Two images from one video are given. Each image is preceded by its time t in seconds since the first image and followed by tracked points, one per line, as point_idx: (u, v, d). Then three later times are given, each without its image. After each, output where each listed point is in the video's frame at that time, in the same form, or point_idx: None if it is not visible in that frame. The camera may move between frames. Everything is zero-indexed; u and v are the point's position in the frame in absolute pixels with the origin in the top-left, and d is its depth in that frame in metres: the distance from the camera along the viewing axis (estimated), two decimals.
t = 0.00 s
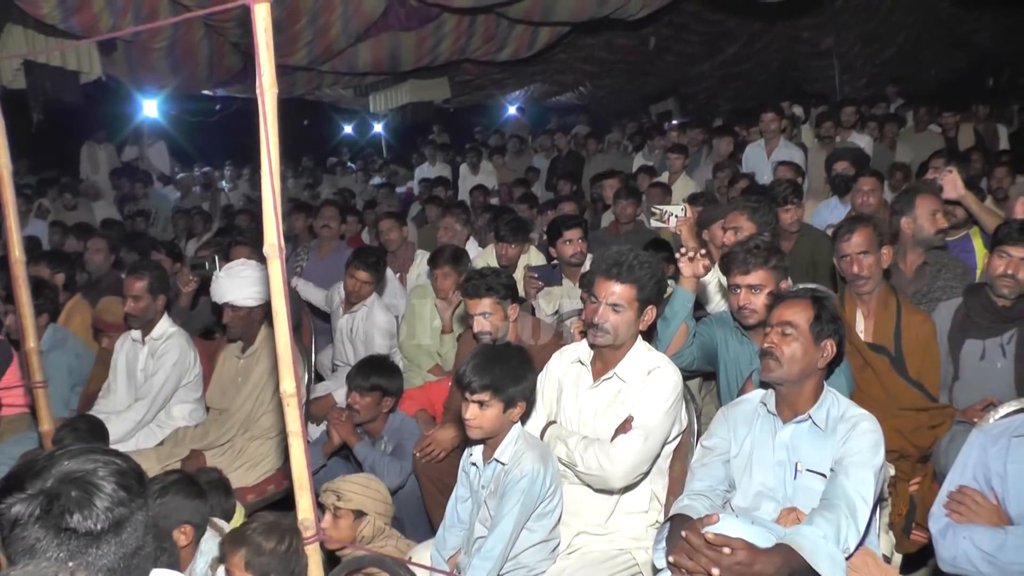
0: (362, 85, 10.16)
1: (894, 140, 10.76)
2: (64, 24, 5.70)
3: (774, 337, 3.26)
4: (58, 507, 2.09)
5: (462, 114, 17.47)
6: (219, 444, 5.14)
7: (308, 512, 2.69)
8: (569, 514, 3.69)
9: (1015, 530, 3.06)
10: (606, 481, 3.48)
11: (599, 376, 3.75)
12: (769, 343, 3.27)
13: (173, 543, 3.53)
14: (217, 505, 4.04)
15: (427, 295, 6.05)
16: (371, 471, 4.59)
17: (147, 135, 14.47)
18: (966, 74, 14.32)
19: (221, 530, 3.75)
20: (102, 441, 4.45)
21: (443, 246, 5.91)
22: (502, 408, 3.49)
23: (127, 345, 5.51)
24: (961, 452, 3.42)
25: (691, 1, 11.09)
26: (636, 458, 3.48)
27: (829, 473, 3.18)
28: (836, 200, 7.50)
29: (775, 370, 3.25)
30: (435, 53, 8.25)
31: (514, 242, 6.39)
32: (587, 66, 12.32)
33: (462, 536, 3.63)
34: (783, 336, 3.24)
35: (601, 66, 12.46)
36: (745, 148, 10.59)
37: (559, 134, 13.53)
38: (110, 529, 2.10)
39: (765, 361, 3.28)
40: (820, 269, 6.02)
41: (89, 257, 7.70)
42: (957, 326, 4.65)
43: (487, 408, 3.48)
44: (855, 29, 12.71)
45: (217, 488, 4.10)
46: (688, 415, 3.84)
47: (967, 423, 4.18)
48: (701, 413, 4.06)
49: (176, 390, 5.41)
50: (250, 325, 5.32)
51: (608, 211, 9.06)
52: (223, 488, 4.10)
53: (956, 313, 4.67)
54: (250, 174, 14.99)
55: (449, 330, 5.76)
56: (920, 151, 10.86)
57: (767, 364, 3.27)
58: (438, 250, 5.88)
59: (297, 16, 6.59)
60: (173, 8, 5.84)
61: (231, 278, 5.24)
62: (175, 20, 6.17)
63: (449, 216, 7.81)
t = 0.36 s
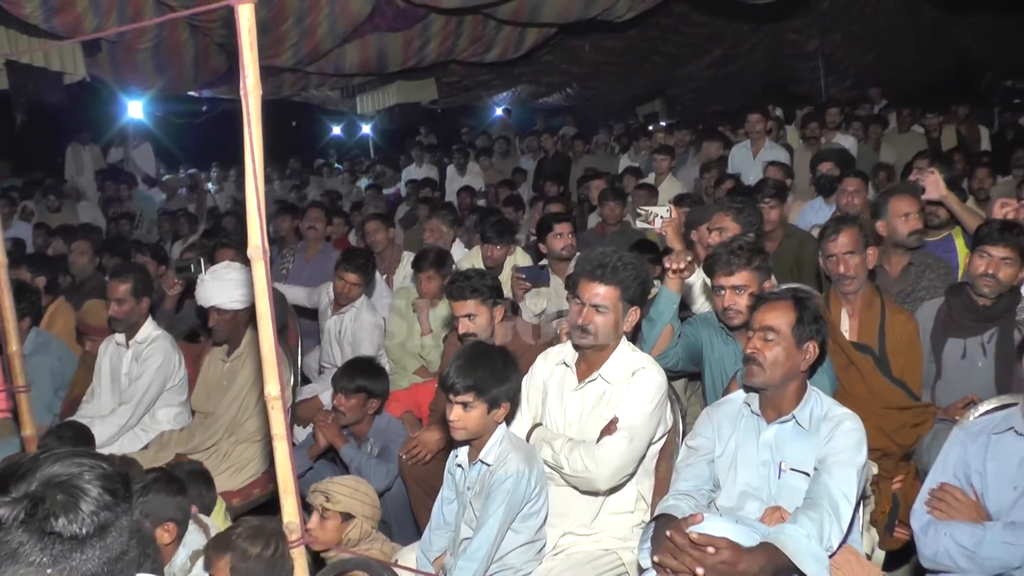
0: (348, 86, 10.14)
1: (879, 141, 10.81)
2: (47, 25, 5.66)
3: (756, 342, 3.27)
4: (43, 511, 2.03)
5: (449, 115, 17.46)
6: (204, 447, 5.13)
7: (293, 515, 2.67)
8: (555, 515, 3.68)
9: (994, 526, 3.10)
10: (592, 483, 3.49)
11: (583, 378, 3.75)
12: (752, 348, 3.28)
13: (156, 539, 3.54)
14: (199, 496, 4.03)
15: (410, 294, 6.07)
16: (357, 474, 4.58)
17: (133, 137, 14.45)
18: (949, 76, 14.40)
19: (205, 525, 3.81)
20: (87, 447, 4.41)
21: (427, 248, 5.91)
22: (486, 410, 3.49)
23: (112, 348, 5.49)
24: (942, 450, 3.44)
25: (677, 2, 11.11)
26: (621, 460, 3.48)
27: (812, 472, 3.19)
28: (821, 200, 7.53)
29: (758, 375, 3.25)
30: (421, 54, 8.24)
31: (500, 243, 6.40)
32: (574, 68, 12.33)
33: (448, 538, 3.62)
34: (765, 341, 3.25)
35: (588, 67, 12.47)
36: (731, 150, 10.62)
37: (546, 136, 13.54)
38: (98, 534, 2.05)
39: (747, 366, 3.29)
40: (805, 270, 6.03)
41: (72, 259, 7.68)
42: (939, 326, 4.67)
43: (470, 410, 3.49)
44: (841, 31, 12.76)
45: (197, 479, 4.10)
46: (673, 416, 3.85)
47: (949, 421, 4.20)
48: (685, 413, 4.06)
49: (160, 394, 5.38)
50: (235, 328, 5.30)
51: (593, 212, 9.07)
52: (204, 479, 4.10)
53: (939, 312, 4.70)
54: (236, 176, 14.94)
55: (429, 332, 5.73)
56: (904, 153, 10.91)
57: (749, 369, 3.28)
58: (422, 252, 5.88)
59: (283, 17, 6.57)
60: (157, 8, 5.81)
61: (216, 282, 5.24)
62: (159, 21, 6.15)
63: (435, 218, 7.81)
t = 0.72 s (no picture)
0: (325, 88, 10.11)
1: (854, 143, 10.88)
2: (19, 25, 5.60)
3: (730, 344, 3.28)
4: (17, 517, 2.00)
5: (426, 118, 17.44)
6: (180, 452, 5.10)
7: (270, 519, 2.61)
8: (532, 517, 3.67)
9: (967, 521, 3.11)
10: (569, 485, 3.49)
11: (560, 380, 3.74)
12: (726, 351, 3.29)
13: (139, 554, 3.50)
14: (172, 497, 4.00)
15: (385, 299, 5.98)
16: (334, 476, 4.57)
17: (108, 139, 14.48)
18: (922, 79, 14.51)
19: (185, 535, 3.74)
20: (63, 453, 4.37)
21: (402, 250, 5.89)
22: (463, 411, 3.48)
23: (87, 353, 5.44)
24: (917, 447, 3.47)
25: (653, 5, 11.15)
26: (598, 460, 3.48)
27: (789, 470, 3.21)
28: (796, 201, 7.57)
29: (732, 378, 3.26)
30: (398, 56, 8.22)
31: (477, 246, 6.39)
32: (551, 71, 12.34)
33: (426, 541, 3.61)
34: (739, 343, 3.25)
35: (564, 69, 12.48)
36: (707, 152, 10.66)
37: (522, 138, 13.54)
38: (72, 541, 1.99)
39: (721, 369, 3.29)
40: (780, 269, 6.04)
41: (46, 263, 7.75)
42: (914, 325, 4.69)
43: (447, 411, 3.48)
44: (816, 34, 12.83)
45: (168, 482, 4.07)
46: (649, 417, 3.85)
47: (924, 420, 4.23)
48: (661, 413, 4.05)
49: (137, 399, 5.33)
50: (212, 332, 5.26)
51: (570, 214, 9.08)
52: (176, 480, 4.06)
53: (913, 312, 4.73)
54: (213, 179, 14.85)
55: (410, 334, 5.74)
56: (878, 155, 10.98)
57: (723, 372, 3.29)
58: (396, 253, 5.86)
59: (259, 18, 6.54)
60: (131, 9, 5.76)
61: (193, 286, 5.20)
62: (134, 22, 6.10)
63: (412, 220, 7.80)
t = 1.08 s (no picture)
0: (304, 90, 10.06)
1: (832, 144, 10.95)
2: None
3: (705, 352, 3.26)
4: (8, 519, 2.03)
5: (406, 120, 17.42)
6: (160, 458, 5.08)
7: (251, 525, 2.59)
8: (513, 520, 3.65)
9: (944, 516, 3.13)
10: (549, 487, 3.48)
11: (539, 382, 3.74)
12: (701, 359, 3.27)
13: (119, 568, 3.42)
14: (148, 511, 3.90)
15: (366, 306, 5.93)
16: (315, 481, 4.55)
17: (85, 142, 14.35)
18: (899, 81, 14.61)
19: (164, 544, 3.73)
20: (43, 457, 4.31)
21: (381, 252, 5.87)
22: (442, 414, 3.47)
23: (64, 358, 5.39)
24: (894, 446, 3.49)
25: (631, 6, 11.17)
26: (579, 462, 3.48)
27: (769, 471, 3.22)
28: (775, 202, 7.61)
29: (707, 386, 3.25)
30: (377, 58, 8.20)
31: (457, 248, 6.38)
32: (531, 73, 12.34)
33: (407, 544, 3.59)
34: (714, 350, 3.24)
35: (544, 72, 12.48)
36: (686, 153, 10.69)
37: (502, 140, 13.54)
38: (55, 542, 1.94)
39: (696, 377, 3.27)
40: (760, 270, 6.06)
41: (22, 268, 7.59)
42: (892, 324, 4.72)
43: (427, 415, 3.47)
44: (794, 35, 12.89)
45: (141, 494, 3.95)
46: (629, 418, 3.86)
47: (902, 418, 4.26)
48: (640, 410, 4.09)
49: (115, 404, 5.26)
50: (191, 336, 5.23)
51: (550, 216, 9.08)
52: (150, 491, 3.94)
53: (891, 311, 4.75)
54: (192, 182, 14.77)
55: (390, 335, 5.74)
56: (857, 156, 11.04)
57: (698, 380, 3.27)
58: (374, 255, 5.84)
59: (237, 20, 6.51)
60: (109, 11, 5.72)
61: (172, 289, 5.17)
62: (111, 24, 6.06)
63: (391, 222, 7.78)
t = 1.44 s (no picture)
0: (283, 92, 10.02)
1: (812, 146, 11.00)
2: None
3: (683, 356, 3.26)
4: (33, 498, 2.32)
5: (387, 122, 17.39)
6: (141, 462, 5.04)
7: (232, 529, 2.58)
8: (495, 522, 3.65)
9: (925, 513, 3.13)
10: (531, 489, 3.48)
11: (521, 384, 3.73)
12: (679, 363, 3.27)
13: None
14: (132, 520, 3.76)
15: (348, 310, 5.93)
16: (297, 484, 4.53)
17: (63, 146, 14.24)
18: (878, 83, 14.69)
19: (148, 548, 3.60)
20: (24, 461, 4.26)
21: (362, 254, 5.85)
22: (423, 418, 3.47)
23: (43, 363, 5.34)
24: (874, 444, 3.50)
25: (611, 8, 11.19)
26: (560, 464, 3.47)
27: (746, 470, 3.23)
28: (756, 203, 7.63)
29: (685, 390, 3.25)
30: (357, 60, 8.18)
31: (437, 250, 6.37)
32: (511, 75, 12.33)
33: (388, 547, 3.57)
34: (692, 354, 3.24)
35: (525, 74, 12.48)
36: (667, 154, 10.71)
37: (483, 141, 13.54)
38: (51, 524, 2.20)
39: (674, 381, 3.27)
40: (741, 269, 6.09)
41: None
42: (872, 323, 4.74)
43: (407, 418, 3.46)
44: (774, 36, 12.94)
45: (126, 503, 3.78)
46: (611, 419, 3.85)
47: (883, 417, 4.28)
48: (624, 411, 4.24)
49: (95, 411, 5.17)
50: (172, 340, 5.19)
51: (531, 217, 9.08)
52: (137, 501, 3.81)
53: (871, 310, 4.77)
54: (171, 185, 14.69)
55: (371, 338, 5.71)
56: (837, 157, 11.10)
57: (675, 384, 3.27)
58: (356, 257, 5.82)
59: (217, 22, 6.49)
60: (86, 12, 5.68)
61: (153, 291, 5.13)
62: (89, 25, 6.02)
63: (372, 225, 7.75)
